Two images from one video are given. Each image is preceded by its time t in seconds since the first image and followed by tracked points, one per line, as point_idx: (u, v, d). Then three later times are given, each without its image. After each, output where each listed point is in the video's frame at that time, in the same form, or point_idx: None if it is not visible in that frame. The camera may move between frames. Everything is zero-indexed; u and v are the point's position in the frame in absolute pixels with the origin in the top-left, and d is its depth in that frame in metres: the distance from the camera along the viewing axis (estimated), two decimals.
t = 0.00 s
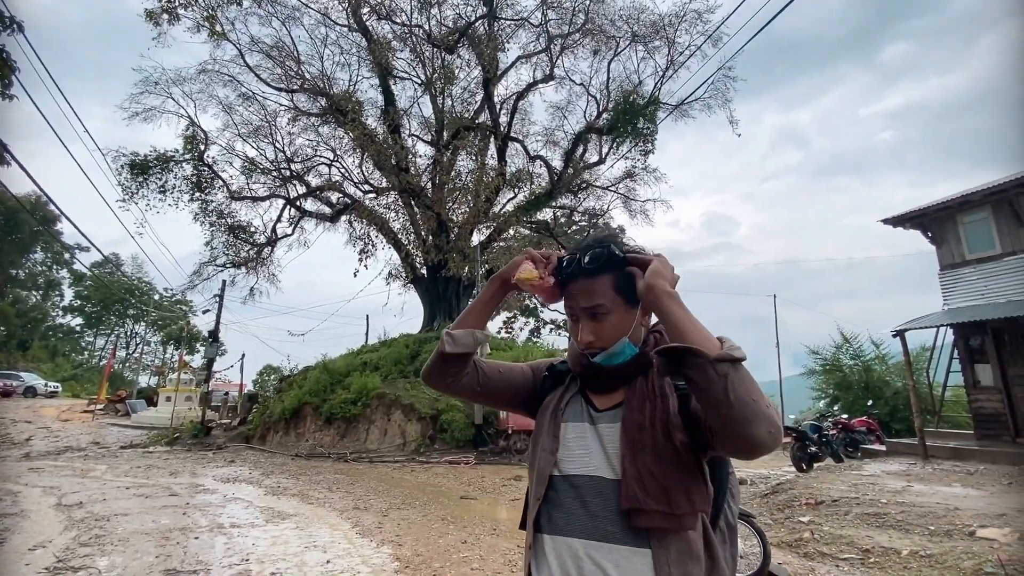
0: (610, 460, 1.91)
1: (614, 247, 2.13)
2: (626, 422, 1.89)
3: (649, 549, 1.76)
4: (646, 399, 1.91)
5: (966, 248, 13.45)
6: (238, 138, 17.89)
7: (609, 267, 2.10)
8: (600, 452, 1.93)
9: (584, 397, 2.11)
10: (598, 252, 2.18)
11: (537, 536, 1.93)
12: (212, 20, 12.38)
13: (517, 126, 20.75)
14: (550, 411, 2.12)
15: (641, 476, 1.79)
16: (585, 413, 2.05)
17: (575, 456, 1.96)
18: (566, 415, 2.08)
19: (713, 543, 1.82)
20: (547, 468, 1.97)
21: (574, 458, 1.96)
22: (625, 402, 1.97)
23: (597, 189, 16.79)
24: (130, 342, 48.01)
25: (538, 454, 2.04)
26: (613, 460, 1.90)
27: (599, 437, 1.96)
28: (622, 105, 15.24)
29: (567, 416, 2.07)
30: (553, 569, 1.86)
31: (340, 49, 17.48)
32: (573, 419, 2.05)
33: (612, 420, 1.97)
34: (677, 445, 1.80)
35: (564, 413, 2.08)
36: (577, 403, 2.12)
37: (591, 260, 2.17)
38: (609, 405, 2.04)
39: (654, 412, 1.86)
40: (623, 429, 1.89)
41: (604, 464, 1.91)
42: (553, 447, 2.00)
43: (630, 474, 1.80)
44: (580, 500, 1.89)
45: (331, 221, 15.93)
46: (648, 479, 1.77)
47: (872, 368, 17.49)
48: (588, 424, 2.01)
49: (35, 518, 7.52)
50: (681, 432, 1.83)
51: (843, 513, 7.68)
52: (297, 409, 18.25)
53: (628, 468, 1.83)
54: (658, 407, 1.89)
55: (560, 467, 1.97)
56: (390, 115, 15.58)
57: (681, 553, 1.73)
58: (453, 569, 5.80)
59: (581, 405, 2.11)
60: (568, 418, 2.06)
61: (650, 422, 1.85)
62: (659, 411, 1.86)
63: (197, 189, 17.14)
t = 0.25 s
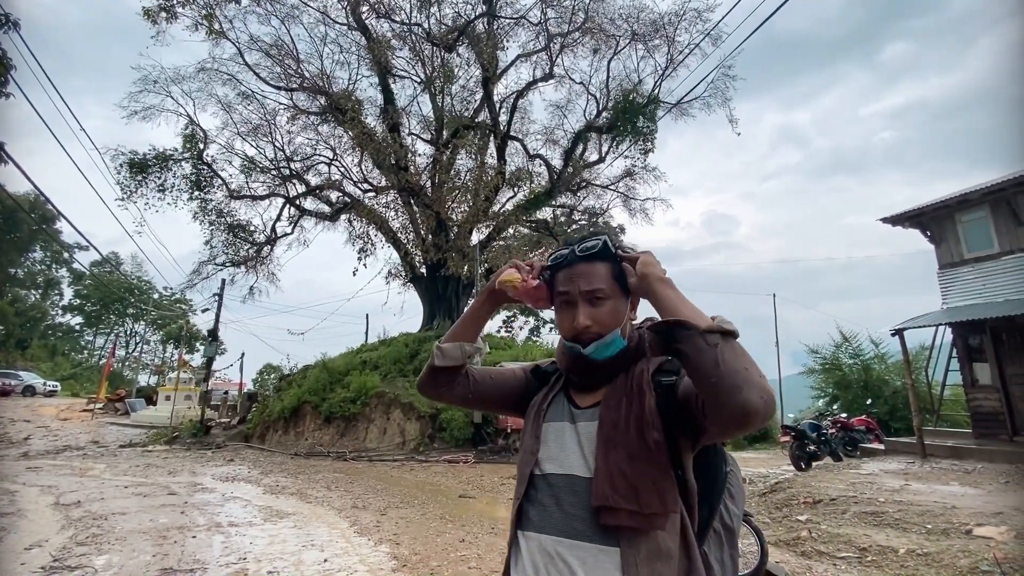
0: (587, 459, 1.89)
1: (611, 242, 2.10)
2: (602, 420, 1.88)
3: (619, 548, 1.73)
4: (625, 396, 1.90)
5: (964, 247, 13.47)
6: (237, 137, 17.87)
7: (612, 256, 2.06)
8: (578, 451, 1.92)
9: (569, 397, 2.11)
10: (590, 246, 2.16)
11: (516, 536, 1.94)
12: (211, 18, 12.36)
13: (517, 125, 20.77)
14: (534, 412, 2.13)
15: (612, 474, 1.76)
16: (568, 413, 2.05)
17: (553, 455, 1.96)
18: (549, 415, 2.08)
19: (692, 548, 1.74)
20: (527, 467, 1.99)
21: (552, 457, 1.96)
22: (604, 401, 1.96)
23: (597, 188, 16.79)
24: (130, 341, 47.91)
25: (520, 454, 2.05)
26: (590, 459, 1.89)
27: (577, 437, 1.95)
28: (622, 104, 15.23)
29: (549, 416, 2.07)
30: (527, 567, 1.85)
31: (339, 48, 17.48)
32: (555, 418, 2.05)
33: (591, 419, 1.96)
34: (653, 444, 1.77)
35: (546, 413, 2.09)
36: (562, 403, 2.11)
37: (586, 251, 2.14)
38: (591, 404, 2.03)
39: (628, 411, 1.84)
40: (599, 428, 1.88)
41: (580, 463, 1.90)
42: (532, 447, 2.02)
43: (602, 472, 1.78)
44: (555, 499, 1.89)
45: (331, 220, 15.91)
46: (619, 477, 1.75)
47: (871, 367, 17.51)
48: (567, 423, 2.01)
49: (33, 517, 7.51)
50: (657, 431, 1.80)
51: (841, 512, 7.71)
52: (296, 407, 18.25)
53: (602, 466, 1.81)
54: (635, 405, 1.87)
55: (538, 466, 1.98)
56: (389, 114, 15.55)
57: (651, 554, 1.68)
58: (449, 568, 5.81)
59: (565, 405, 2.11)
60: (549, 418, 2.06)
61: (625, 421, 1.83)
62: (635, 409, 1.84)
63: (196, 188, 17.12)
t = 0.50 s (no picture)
0: (579, 463, 1.87)
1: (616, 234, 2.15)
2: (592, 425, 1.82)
3: (614, 553, 1.71)
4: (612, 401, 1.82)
5: (965, 248, 13.46)
6: (238, 137, 17.87)
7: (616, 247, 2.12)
8: (570, 456, 1.90)
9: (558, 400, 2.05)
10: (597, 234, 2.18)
11: (513, 541, 1.93)
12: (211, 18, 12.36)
13: (517, 125, 20.76)
14: (524, 416, 2.09)
15: (603, 481, 1.73)
16: (559, 416, 2.00)
17: (546, 460, 1.93)
18: (539, 419, 2.04)
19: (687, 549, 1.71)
20: (519, 473, 1.97)
21: (544, 463, 1.94)
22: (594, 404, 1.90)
23: (597, 188, 16.79)
24: (130, 341, 47.88)
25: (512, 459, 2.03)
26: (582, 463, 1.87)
27: (568, 442, 1.91)
28: (622, 104, 15.23)
29: (539, 420, 2.03)
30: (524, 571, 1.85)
31: (339, 48, 17.50)
32: (545, 422, 2.01)
33: (581, 422, 1.91)
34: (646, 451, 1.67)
35: (535, 418, 2.05)
36: (552, 407, 2.06)
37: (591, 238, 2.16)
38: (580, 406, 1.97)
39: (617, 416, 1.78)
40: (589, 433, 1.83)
41: (572, 467, 1.88)
42: (523, 453, 1.99)
43: (594, 479, 1.75)
44: (549, 504, 1.87)
45: (331, 219, 15.90)
46: (611, 485, 1.70)
47: (871, 367, 17.50)
48: (558, 427, 1.98)
49: (32, 517, 7.51)
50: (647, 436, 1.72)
51: (841, 512, 7.70)
52: (297, 407, 18.25)
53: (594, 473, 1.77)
54: (625, 408, 1.80)
55: (532, 471, 1.96)
56: (389, 114, 15.55)
57: (646, 559, 1.65)
58: (448, 568, 5.81)
59: (555, 408, 2.06)
60: (540, 422, 2.03)
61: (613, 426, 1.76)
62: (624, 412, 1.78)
63: (196, 188, 17.12)
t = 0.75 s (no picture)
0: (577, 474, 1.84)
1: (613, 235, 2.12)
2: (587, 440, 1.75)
3: (621, 562, 1.70)
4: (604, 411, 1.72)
5: (965, 249, 13.45)
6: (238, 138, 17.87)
7: (611, 246, 2.08)
8: (568, 468, 1.86)
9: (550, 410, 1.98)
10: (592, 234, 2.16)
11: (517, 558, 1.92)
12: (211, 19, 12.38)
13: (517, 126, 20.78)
14: (516, 430, 2.02)
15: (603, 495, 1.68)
16: (550, 428, 1.95)
17: (543, 474, 1.89)
18: (533, 432, 1.98)
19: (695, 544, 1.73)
20: (517, 490, 1.93)
21: (544, 477, 1.89)
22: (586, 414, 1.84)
23: (597, 189, 16.80)
24: (130, 341, 47.83)
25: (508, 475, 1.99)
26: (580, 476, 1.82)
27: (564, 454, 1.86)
28: (622, 106, 15.23)
29: (533, 433, 1.97)
30: None
31: (339, 50, 17.52)
32: (540, 435, 1.96)
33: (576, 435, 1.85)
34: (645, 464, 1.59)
35: (529, 432, 2.00)
36: (543, 416, 2.00)
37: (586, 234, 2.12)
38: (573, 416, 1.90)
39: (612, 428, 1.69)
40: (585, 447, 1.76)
41: (572, 480, 1.85)
42: (519, 469, 1.95)
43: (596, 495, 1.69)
44: (551, 519, 1.85)
45: (330, 220, 15.90)
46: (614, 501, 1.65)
47: (872, 369, 17.48)
48: (552, 438, 1.93)
49: (29, 518, 7.50)
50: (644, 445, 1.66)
51: (841, 514, 7.68)
52: (296, 408, 18.23)
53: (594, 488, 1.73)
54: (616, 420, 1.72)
55: (530, 486, 1.92)
56: (389, 115, 15.56)
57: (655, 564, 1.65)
58: (445, 570, 5.79)
59: (546, 418, 2.00)
60: (532, 435, 1.97)
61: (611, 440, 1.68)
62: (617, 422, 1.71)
63: (196, 188, 17.13)
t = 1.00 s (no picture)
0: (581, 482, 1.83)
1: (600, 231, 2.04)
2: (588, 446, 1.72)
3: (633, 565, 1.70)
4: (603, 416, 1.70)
5: (962, 253, 13.49)
6: (236, 139, 17.87)
7: (597, 242, 2.01)
8: (573, 476, 1.85)
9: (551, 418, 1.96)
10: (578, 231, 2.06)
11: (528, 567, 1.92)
12: (210, 21, 12.37)
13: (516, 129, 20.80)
14: (518, 440, 2.00)
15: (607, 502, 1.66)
16: (553, 437, 1.93)
17: (549, 484, 1.88)
18: (536, 442, 1.96)
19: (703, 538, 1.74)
20: (523, 502, 1.91)
21: (549, 486, 1.88)
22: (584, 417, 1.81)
23: (595, 192, 16.82)
24: (127, 343, 47.68)
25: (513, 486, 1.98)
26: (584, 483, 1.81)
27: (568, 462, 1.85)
28: (620, 109, 15.26)
29: (535, 442, 1.96)
30: None
31: (339, 52, 17.54)
32: (543, 444, 1.94)
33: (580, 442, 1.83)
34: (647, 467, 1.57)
35: (532, 442, 1.98)
36: (544, 424, 1.98)
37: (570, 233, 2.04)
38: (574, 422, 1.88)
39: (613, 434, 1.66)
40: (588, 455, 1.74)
41: (577, 488, 1.84)
42: (524, 479, 1.93)
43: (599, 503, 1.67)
44: (558, 528, 1.84)
45: (329, 222, 15.88)
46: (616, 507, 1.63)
47: (869, 372, 17.51)
48: (555, 448, 1.91)
49: (24, 520, 7.46)
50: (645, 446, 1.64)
51: (838, 517, 7.68)
52: (294, 411, 18.20)
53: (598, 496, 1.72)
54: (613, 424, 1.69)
55: (537, 496, 1.91)
56: (388, 117, 15.57)
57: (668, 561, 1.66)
58: (442, 573, 5.77)
59: (548, 425, 1.98)
60: (536, 446, 1.95)
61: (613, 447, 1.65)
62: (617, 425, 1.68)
63: (194, 190, 17.10)
